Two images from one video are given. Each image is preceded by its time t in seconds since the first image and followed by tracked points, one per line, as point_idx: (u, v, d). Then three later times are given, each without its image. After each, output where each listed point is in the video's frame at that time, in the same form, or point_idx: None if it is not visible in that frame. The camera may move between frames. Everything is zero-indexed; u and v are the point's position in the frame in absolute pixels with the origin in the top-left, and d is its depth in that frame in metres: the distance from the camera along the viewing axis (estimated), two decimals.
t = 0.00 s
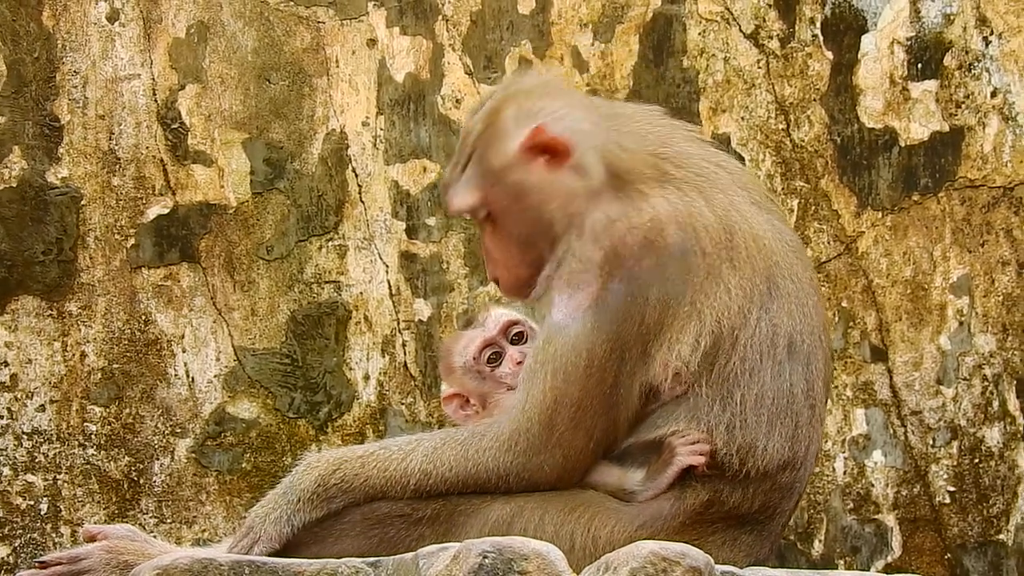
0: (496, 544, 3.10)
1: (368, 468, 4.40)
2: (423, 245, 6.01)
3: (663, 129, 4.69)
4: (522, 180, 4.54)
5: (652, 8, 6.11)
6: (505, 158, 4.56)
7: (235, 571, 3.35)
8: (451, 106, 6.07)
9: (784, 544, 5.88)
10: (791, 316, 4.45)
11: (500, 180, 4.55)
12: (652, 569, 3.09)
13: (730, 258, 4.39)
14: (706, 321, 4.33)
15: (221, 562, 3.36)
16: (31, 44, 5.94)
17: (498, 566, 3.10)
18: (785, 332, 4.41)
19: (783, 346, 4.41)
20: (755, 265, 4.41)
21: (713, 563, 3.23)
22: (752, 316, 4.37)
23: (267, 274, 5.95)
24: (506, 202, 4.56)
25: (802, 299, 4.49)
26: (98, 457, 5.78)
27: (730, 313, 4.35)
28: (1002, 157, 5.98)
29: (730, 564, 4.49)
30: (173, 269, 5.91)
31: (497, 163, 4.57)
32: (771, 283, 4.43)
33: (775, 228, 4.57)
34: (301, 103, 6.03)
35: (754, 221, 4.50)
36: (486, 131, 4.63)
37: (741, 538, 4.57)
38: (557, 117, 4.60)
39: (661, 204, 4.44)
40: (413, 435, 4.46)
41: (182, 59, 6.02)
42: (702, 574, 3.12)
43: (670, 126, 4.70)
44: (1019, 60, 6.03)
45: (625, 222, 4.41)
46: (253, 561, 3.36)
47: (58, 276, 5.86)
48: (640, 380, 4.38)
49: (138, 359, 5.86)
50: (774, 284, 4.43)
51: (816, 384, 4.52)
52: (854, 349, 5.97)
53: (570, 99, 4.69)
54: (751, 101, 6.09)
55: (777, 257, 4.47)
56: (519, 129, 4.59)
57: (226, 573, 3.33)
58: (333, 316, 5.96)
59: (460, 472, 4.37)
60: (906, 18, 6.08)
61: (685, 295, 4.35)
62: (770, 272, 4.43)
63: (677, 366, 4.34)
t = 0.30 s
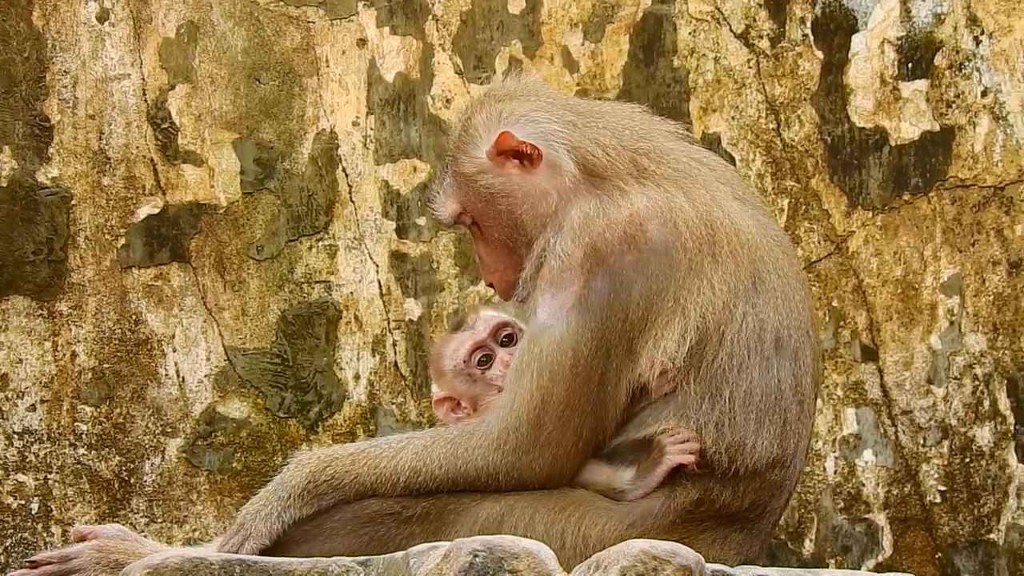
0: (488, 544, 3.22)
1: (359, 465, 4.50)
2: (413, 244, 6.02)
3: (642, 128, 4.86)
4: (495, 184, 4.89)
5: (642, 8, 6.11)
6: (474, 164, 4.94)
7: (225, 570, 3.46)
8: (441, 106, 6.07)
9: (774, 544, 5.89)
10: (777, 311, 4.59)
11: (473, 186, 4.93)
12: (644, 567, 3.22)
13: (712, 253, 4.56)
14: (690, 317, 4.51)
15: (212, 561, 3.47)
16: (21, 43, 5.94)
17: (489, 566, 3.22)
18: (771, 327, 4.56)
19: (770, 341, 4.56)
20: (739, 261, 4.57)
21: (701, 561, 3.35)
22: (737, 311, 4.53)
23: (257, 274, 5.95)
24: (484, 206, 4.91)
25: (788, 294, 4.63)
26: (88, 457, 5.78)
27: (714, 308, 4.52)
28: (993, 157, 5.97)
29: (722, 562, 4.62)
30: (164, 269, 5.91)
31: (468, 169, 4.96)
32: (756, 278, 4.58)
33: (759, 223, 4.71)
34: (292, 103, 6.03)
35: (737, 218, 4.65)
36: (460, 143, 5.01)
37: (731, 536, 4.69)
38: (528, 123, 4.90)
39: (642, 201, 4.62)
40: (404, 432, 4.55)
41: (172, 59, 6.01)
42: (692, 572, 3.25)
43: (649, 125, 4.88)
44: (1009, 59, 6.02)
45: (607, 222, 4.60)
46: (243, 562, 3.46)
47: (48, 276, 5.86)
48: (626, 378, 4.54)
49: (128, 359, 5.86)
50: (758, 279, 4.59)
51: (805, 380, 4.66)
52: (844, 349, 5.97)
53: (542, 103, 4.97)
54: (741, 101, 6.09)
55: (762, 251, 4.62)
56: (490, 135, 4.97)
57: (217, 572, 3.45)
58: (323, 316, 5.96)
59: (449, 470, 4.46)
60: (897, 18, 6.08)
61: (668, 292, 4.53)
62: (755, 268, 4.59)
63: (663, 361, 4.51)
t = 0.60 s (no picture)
0: (484, 543, 3.24)
1: (358, 463, 4.50)
2: (410, 244, 6.03)
3: (643, 126, 4.86)
4: (491, 184, 4.91)
5: (639, 7, 6.11)
6: (471, 164, 4.97)
7: (221, 569, 3.46)
8: (438, 105, 6.08)
9: (771, 543, 5.88)
10: (778, 311, 4.59)
11: (470, 186, 4.96)
12: (640, 567, 3.23)
13: (712, 253, 4.56)
14: (689, 316, 4.52)
15: (208, 560, 3.48)
16: (18, 42, 5.94)
17: (486, 565, 3.24)
18: (771, 327, 4.56)
19: (771, 341, 4.56)
20: (740, 260, 4.57)
21: (698, 560, 3.35)
22: (737, 310, 4.54)
23: (254, 273, 5.95)
24: (481, 206, 4.94)
25: (789, 294, 4.63)
26: (85, 456, 5.78)
27: (713, 307, 4.52)
28: (989, 156, 5.98)
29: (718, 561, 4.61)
30: (161, 268, 5.92)
31: (466, 168, 4.99)
32: (756, 278, 4.58)
33: (760, 222, 4.71)
34: (289, 102, 6.03)
35: (738, 217, 4.65)
36: (459, 143, 5.04)
37: (728, 536, 4.69)
38: (526, 122, 4.91)
39: (643, 201, 4.62)
40: (402, 431, 4.55)
41: (169, 58, 6.02)
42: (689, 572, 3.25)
43: (649, 123, 4.88)
44: (1006, 59, 6.03)
45: (607, 221, 4.60)
46: (239, 561, 3.46)
47: (45, 275, 5.86)
48: (625, 377, 4.55)
49: (125, 358, 5.86)
50: (759, 280, 4.59)
51: (805, 381, 4.66)
52: (841, 348, 5.97)
53: (542, 100, 4.96)
54: (738, 100, 6.09)
55: (763, 251, 4.62)
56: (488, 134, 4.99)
57: (213, 572, 3.45)
58: (320, 315, 5.96)
59: (447, 468, 4.46)
60: (893, 17, 6.08)
61: (667, 291, 4.54)
62: (755, 267, 4.59)
63: (662, 360, 4.52)
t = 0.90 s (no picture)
0: (483, 542, 3.21)
1: (355, 463, 4.50)
2: (408, 243, 6.02)
3: (635, 126, 4.86)
4: (481, 189, 4.92)
5: (637, 6, 6.11)
6: (461, 167, 4.99)
7: (221, 569, 3.46)
8: (436, 103, 6.08)
9: (770, 542, 5.89)
10: (774, 310, 4.59)
11: (460, 190, 4.97)
12: (639, 565, 3.22)
13: (708, 252, 4.57)
14: (686, 315, 4.52)
15: (207, 560, 3.48)
16: (16, 41, 5.95)
17: (485, 565, 3.21)
18: (768, 327, 4.57)
19: (767, 340, 4.57)
20: (736, 260, 4.58)
21: (697, 559, 3.35)
22: (733, 310, 4.54)
23: (252, 272, 5.95)
24: (471, 210, 4.95)
25: (785, 292, 4.63)
26: (83, 455, 5.78)
27: (710, 307, 4.52)
28: (987, 155, 5.98)
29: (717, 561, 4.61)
30: (159, 267, 5.91)
31: (456, 172, 5.00)
32: (753, 277, 4.58)
33: (756, 220, 4.71)
34: (286, 101, 6.03)
35: (734, 216, 4.66)
36: (450, 146, 5.05)
37: (727, 535, 4.69)
38: (515, 125, 4.92)
39: (639, 200, 4.62)
40: (399, 430, 4.55)
41: (167, 57, 6.02)
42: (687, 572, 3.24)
43: (643, 123, 4.88)
44: (1004, 57, 6.03)
45: (602, 221, 4.59)
46: (238, 560, 3.46)
47: (43, 274, 5.86)
48: (622, 377, 4.54)
49: (123, 357, 5.86)
50: (755, 279, 4.59)
51: (803, 380, 4.66)
52: (839, 347, 5.97)
53: (533, 102, 4.97)
54: (736, 99, 6.08)
55: (759, 250, 4.63)
56: (479, 137, 5.01)
57: (212, 572, 3.46)
58: (318, 315, 5.96)
59: (445, 469, 4.46)
60: (891, 15, 6.08)
61: (663, 291, 4.54)
62: (752, 266, 4.59)
63: (659, 361, 4.52)
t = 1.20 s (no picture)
0: (480, 544, 3.21)
1: (353, 465, 4.50)
2: (406, 244, 6.04)
3: (632, 128, 4.87)
4: (476, 191, 4.93)
5: (635, 7, 6.11)
6: (456, 169, 4.99)
7: (218, 570, 3.43)
8: (434, 105, 6.08)
9: (767, 544, 5.88)
10: (771, 312, 4.60)
11: (456, 192, 4.98)
12: (637, 567, 3.21)
13: (704, 253, 4.57)
14: (683, 316, 4.52)
15: (205, 561, 3.44)
16: (13, 43, 5.92)
17: (482, 567, 3.21)
18: (764, 327, 4.57)
19: (764, 342, 4.57)
20: (733, 261, 4.58)
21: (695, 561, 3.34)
22: (730, 311, 4.54)
23: (249, 273, 5.95)
24: (466, 212, 4.96)
25: (782, 293, 4.63)
26: (81, 456, 5.76)
27: (707, 308, 4.53)
28: (985, 157, 5.99)
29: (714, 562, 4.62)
30: (156, 269, 5.91)
31: (451, 173, 5.00)
32: (749, 278, 4.59)
33: (752, 221, 4.72)
34: (284, 102, 6.04)
35: (730, 217, 4.66)
36: (447, 147, 5.06)
37: (724, 537, 4.70)
38: (511, 127, 4.92)
39: (635, 201, 4.63)
40: (397, 432, 4.56)
41: (165, 59, 6.02)
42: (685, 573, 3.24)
43: (640, 125, 4.88)
44: (1001, 60, 6.04)
45: (599, 222, 4.60)
46: (236, 561, 3.44)
47: (41, 276, 5.84)
48: (619, 379, 4.54)
49: (121, 359, 5.85)
50: (752, 279, 4.59)
51: (800, 382, 4.66)
52: (837, 348, 5.97)
53: (530, 104, 4.97)
54: (733, 101, 6.09)
55: (755, 251, 4.63)
56: (476, 138, 5.01)
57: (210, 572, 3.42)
58: (316, 316, 5.96)
59: (443, 470, 4.46)
60: (888, 18, 6.09)
61: (660, 292, 4.54)
62: (748, 268, 4.60)
63: (656, 362, 4.52)
